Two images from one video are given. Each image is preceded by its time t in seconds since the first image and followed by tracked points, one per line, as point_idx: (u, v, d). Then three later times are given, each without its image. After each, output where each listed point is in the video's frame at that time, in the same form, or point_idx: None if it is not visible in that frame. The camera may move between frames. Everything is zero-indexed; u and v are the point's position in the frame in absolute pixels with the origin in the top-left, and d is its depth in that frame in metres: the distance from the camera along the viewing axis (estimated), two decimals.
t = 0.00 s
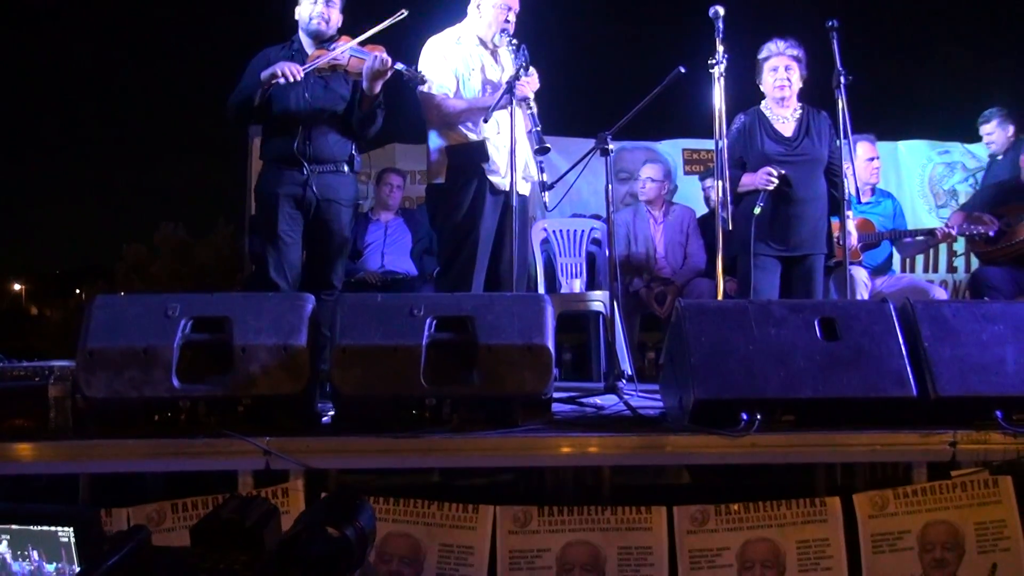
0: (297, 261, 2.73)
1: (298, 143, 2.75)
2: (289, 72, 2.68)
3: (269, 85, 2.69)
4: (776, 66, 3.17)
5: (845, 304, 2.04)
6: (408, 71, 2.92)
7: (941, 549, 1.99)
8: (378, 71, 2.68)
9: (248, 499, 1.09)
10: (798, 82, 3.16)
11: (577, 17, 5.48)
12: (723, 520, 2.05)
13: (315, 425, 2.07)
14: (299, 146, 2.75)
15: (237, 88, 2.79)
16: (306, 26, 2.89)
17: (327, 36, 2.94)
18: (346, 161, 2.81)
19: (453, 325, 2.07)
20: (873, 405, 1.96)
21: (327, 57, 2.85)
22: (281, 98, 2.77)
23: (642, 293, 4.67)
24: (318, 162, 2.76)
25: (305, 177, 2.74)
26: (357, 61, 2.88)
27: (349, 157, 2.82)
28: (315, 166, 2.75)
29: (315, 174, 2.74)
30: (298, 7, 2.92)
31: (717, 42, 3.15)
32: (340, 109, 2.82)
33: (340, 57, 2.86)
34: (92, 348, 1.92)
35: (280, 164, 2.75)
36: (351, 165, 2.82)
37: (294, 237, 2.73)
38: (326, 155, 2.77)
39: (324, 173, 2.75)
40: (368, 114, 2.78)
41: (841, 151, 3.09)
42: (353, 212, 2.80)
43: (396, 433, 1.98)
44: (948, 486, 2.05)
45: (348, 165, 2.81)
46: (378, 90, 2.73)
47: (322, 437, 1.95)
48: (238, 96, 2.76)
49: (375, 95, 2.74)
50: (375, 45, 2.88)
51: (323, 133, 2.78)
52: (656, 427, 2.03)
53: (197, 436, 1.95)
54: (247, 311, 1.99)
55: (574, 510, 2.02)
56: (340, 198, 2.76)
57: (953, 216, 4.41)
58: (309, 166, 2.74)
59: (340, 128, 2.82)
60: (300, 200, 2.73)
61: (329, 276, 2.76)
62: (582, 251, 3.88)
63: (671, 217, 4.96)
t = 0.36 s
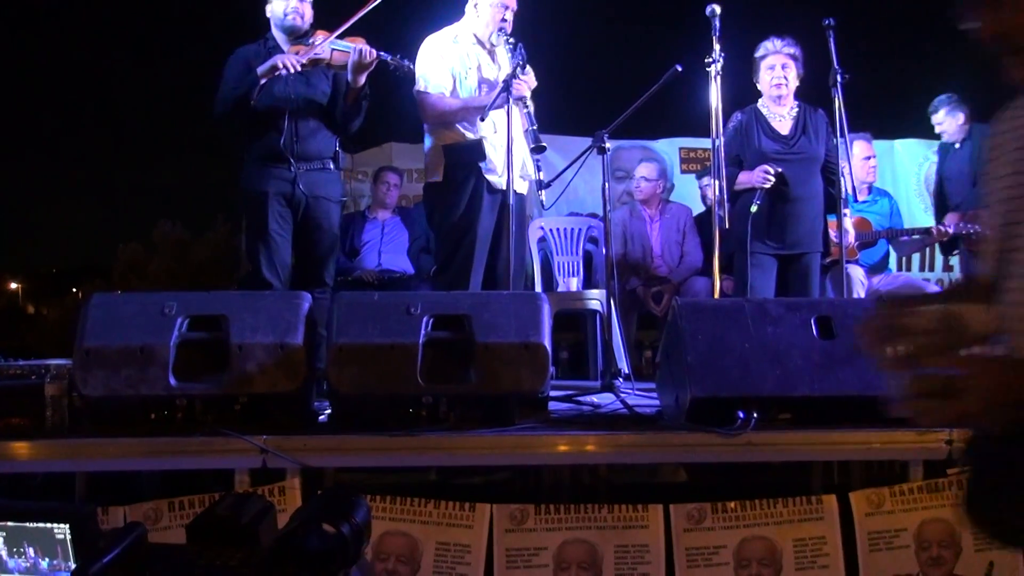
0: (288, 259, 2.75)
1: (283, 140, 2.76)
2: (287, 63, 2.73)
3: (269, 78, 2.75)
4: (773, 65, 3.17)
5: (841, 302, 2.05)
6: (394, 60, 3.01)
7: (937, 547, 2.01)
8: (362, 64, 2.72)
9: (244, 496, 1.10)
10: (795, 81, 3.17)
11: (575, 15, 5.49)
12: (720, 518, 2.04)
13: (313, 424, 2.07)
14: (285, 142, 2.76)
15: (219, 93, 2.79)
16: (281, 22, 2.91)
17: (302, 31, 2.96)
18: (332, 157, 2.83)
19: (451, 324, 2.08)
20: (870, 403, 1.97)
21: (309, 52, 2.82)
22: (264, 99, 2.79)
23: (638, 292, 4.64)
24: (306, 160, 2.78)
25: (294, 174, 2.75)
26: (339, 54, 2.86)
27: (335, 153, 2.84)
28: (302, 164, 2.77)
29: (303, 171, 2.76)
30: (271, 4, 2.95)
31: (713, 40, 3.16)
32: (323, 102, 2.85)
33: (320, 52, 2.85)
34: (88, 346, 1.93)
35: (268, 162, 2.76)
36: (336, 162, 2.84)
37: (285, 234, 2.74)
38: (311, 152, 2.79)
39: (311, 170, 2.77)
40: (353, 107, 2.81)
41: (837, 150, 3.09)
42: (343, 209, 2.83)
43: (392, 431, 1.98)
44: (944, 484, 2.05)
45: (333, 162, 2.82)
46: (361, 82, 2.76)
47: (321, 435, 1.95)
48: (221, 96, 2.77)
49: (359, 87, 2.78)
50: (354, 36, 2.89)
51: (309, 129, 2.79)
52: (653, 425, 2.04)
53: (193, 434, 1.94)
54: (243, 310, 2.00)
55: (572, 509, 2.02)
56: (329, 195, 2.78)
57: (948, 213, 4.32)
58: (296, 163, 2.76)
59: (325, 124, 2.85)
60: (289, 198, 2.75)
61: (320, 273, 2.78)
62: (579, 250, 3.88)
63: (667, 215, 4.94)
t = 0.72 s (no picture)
0: (279, 258, 2.74)
1: (272, 142, 2.76)
2: (263, 78, 2.70)
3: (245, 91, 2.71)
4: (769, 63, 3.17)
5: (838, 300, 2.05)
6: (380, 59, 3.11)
7: (934, 544, 2.01)
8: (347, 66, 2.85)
9: (240, 494, 1.14)
10: (790, 79, 3.17)
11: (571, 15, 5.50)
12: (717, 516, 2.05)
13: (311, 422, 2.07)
14: (274, 145, 2.77)
15: (193, 96, 2.73)
16: (253, 22, 2.94)
17: (276, 30, 3.00)
18: (319, 155, 2.87)
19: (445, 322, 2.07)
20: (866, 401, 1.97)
21: (292, 53, 2.89)
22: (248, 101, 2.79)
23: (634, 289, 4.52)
24: (295, 159, 2.80)
25: (285, 174, 2.77)
26: (321, 54, 2.94)
27: (321, 151, 2.88)
28: (291, 163, 2.79)
29: (293, 171, 2.78)
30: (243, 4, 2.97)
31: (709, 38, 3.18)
32: (307, 97, 2.90)
33: (303, 51, 2.91)
34: (84, 346, 1.93)
35: (259, 161, 2.76)
36: (322, 160, 2.88)
37: (276, 233, 2.73)
38: (300, 151, 2.82)
39: (301, 170, 2.80)
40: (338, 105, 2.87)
41: (831, 149, 3.10)
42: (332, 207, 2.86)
43: (388, 430, 1.98)
44: (940, 481, 2.05)
45: (320, 160, 2.86)
46: (349, 82, 2.87)
47: (316, 434, 1.95)
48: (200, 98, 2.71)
49: (347, 87, 2.87)
50: (335, 36, 2.98)
51: (298, 130, 2.82)
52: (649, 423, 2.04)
53: (189, 433, 1.94)
54: (238, 309, 2.00)
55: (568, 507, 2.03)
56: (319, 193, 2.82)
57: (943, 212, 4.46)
58: (285, 163, 2.77)
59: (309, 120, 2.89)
60: (282, 198, 2.77)
61: (313, 271, 2.82)
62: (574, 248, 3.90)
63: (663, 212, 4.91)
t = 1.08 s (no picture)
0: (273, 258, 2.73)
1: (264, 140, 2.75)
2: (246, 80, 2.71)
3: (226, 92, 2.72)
4: (766, 62, 3.17)
5: (835, 300, 2.06)
6: (377, 53, 3.12)
7: (932, 543, 2.01)
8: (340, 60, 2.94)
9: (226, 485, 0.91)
10: (786, 79, 3.16)
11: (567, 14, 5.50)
12: (714, 516, 2.05)
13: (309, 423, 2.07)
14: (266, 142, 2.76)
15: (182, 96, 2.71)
16: (242, 20, 2.92)
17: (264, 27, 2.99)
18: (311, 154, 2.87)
19: (444, 322, 2.08)
20: (864, 401, 1.98)
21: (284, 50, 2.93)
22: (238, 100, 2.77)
23: (631, 288, 4.77)
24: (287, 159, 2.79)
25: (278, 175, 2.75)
26: (313, 51, 3.05)
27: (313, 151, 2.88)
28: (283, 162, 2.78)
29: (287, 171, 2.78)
30: None
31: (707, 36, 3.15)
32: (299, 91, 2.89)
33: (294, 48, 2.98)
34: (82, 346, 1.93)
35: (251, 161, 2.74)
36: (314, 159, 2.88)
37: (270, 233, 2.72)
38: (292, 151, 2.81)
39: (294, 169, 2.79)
40: (328, 102, 2.89)
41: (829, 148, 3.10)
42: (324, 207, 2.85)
43: (388, 430, 1.98)
44: (937, 480, 2.05)
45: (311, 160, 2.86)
46: (340, 79, 2.94)
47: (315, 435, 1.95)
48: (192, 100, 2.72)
49: (338, 83, 2.92)
50: (325, 31, 3.06)
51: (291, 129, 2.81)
52: (648, 423, 2.04)
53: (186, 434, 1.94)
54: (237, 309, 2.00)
55: (566, 507, 2.02)
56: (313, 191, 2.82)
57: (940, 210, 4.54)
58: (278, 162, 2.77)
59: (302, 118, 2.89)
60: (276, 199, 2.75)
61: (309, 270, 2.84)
62: (572, 248, 3.91)
63: (657, 212, 5.04)
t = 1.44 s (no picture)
0: (273, 260, 2.75)
1: (263, 142, 2.75)
2: (244, 77, 2.63)
3: (225, 90, 2.64)
4: (764, 66, 3.18)
5: (834, 303, 2.06)
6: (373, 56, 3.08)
7: (929, 546, 2.01)
8: (339, 62, 2.77)
9: (242, 503, 1.09)
10: (785, 82, 3.18)
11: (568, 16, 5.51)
12: (712, 519, 2.05)
13: (308, 426, 2.07)
14: (263, 143, 2.76)
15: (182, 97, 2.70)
16: (243, 25, 2.91)
17: (265, 32, 2.96)
18: (309, 158, 2.87)
19: (442, 325, 2.08)
20: (861, 404, 1.98)
21: (282, 52, 2.86)
22: (238, 100, 2.78)
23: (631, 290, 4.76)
24: (286, 161, 2.79)
25: (277, 177, 2.76)
26: (312, 53, 2.91)
27: (311, 154, 2.87)
28: (284, 165, 2.78)
29: (287, 174, 2.78)
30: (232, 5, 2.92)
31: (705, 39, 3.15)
32: (299, 95, 2.89)
33: (293, 50, 2.88)
34: (81, 349, 1.93)
35: (251, 165, 2.76)
36: (313, 162, 2.88)
37: (269, 236, 2.75)
38: (291, 154, 2.81)
39: (293, 172, 2.79)
40: (328, 106, 2.83)
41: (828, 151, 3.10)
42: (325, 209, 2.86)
43: (387, 433, 1.98)
44: (935, 484, 2.06)
45: (311, 162, 2.86)
46: (338, 82, 2.80)
47: (314, 438, 1.95)
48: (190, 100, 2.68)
49: (335, 86, 2.81)
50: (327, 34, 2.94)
51: (289, 131, 2.81)
52: (647, 426, 2.04)
53: (186, 437, 1.95)
54: (236, 312, 1.99)
55: (564, 511, 2.03)
56: (312, 195, 2.82)
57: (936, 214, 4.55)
58: (276, 165, 2.77)
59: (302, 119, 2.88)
60: (274, 201, 2.76)
61: (310, 274, 2.82)
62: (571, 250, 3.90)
63: (647, 212, 5.12)
